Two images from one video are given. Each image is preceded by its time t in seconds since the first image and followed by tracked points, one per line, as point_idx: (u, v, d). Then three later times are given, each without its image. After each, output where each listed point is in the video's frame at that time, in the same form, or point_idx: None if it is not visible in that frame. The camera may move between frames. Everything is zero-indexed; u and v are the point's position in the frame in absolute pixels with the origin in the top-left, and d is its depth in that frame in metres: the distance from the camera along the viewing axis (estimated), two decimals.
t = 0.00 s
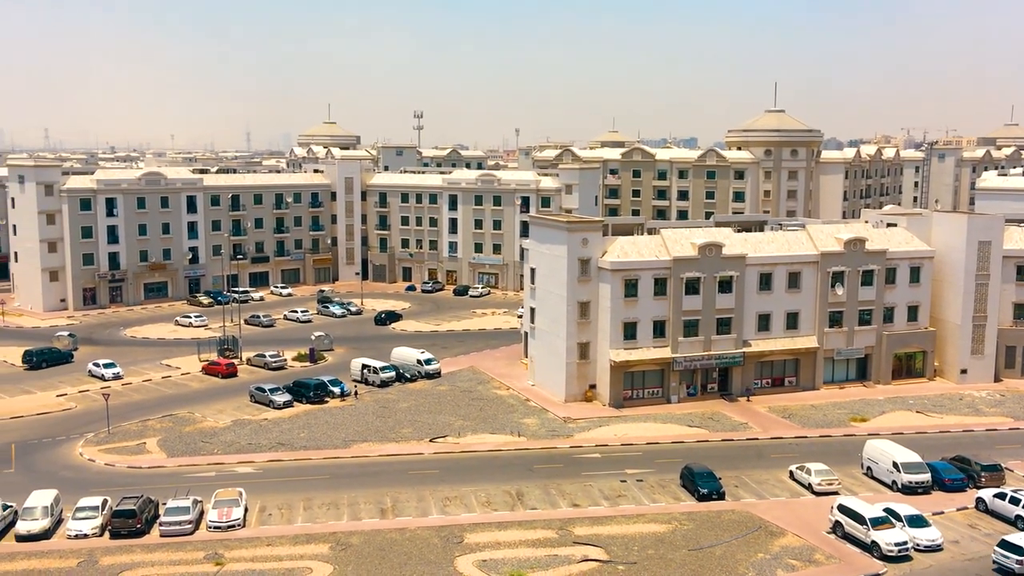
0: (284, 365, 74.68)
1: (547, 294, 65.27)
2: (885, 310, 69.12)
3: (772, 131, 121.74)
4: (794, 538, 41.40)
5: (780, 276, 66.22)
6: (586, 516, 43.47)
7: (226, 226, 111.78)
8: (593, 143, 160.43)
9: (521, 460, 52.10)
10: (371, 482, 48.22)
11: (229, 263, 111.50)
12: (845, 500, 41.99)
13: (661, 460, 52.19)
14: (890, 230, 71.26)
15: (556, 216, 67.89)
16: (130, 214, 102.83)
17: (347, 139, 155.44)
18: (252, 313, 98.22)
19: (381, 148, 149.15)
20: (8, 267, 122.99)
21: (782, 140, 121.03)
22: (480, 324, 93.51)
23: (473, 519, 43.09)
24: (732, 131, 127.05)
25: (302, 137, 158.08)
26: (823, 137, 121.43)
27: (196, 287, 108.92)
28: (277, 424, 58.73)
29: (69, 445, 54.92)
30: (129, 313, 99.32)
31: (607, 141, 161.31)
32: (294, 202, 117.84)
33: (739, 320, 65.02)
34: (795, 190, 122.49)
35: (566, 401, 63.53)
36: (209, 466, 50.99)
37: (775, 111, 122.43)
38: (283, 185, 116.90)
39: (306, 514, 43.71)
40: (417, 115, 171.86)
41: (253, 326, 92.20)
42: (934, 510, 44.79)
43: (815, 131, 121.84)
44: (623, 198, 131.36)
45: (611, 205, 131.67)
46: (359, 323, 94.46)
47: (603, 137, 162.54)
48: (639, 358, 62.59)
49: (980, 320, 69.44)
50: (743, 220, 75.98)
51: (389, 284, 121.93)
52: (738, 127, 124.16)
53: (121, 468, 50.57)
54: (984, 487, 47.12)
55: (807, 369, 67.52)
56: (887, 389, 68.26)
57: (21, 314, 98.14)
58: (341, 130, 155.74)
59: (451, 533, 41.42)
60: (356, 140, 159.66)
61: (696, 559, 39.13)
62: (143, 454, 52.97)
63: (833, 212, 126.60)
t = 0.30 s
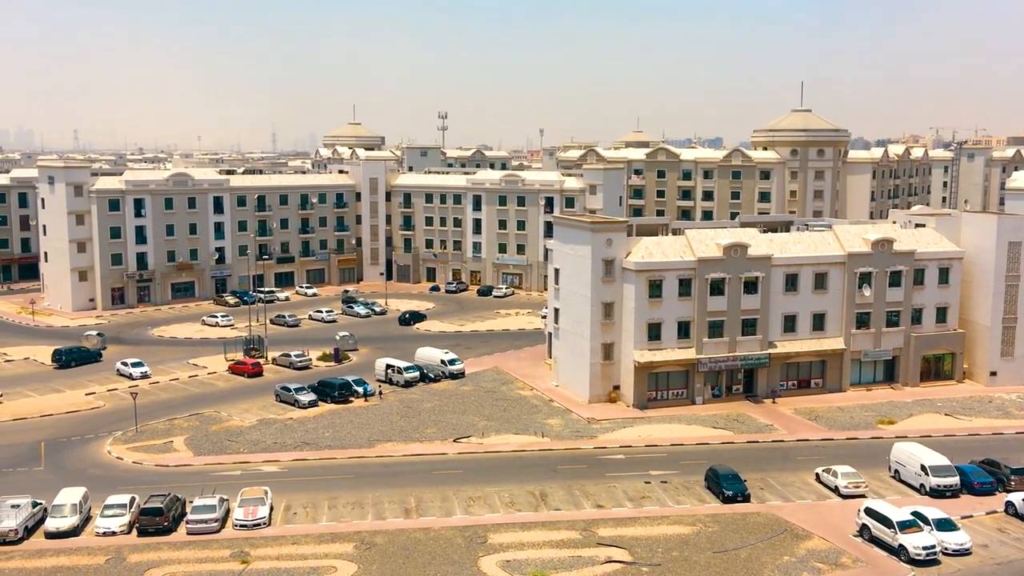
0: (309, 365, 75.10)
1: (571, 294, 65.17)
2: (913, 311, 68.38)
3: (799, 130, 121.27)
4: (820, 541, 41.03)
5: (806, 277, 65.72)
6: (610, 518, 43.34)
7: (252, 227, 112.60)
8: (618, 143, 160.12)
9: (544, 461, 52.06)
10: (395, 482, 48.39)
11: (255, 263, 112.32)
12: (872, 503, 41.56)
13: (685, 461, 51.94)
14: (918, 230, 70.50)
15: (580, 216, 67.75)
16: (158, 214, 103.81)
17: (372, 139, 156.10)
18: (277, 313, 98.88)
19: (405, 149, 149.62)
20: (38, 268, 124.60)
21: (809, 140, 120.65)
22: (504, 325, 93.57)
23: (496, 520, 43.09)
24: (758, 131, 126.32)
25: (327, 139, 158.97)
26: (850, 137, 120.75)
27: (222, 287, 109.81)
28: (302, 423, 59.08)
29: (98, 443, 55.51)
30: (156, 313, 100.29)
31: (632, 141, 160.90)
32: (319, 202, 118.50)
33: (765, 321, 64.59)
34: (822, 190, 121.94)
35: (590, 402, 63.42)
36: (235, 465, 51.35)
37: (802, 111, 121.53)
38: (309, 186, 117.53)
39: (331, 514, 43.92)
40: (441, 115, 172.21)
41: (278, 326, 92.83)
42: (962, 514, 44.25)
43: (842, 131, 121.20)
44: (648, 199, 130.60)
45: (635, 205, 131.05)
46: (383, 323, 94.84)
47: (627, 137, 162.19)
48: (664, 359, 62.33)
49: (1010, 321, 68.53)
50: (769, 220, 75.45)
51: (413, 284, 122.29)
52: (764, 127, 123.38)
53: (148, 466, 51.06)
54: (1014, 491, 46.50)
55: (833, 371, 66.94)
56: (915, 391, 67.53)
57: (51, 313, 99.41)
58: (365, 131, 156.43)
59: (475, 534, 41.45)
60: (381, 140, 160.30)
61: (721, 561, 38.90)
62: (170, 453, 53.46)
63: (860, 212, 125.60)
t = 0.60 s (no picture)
0: (334, 365, 75.50)
1: (595, 295, 65.05)
2: (941, 313, 67.63)
3: (827, 131, 119.89)
4: (846, 544, 40.70)
5: (832, 279, 65.22)
6: (634, 519, 43.22)
7: (278, 228, 113.38)
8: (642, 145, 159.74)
9: (568, 462, 52.02)
10: (419, 482, 48.52)
11: (281, 264, 113.10)
12: (900, 507, 41.16)
13: (710, 463, 51.69)
14: (947, 232, 69.75)
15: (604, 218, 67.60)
16: (185, 215, 104.79)
17: (396, 140, 156.70)
18: (303, 313, 99.48)
19: (430, 150, 150.02)
20: (68, 268, 126.16)
21: (837, 140, 119.37)
22: (527, 326, 93.58)
23: (520, 521, 43.11)
24: (785, 131, 125.35)
25: (352, 140, 159.73)
26: (879, 137, 119.54)
27: (248, 287, 110.69)
28: (327, 423, 59.40)
29: (126, 442, 56.12)
30: (183, 313, 101.23)
31: (656, 142, 160.39)
32: (344, 203, 119.11)
33: (791, 323, 64.14)
34: (849, 190, 120.81)
35: (614, 403, 63.28)
36: (261, 464, 51.73)
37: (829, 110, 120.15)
38: (334, 187, 118.16)
39: (355, 513, 44.12)
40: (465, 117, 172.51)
41: (304, 326, 93.40)
42: (991, 519, 43.73)
43: (870, 132, 119.97)
44: (672, 201, 130.65)
45: (659, 206, 130.91)
46: (408, 324, 95.15)
47: (652, 138, 161.69)
48: (688, 361, 62.04)
49: None
50: (795, 222, 74.93)
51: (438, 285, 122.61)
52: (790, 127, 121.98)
53: (175, 465, 51.56)
54: None
55: (860, 374, 66.33)
56: (944, 394, 66.75)
57: (80, 313, 100.65)
58: (390, 132, 157.05)
59: (499, 535, 41.48)
60: (405, 141, 160.85)
61: (746, 564, 38.70)
62: (197, 451, 53.94)
63: (888, 213, 124.40)
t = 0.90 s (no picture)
0: (356, 365, 75.78)
1: (617, 296, 64.89)
2: (968, 315, 66.91)
3: (851, 131, 119.12)
4: (871, 548, 40.35)
5: (857, 280, 64.69)
6: (656, 521, 43.05)
7: (301, 228, 113.99)
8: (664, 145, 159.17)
9: (590, 463, 51.94)
10: (441, 482, 48.59)
11: (304, 264, 113.74)
12: (925, 510, 40.76)
13: (733, 465, 51.44)
14: (974, 232, 69.01)
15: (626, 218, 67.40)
16: (210, 215, 105.56)
17: (419, 141, 157.12)
18: (325, 313, 99.94)
19: (452, 151, 150.25)
20: (94, 268, 127.44)
21: (862, 140, 118.46)
22: (549, 326, 93.51)
23: (542, 521, 43.07)
24: (809, 131, 124.46)
25: (374, 140, 160.23)
26: (904, 137, 118.58)
27: (272, 287, 111.38)
28: (349, 422, 59.64)
29: (151, 440, 56.60)
30: (207, 312, 102.03)
31: (679, 143, 159.78)
32: (366, 204, 119.56)
33: (814, 324, 63.68)
34: (874, 191, 119.73)
35: (635, 404, 63.09)
36: (283, 463, 52.02)
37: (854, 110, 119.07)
38: (356, 187, 118.61)
39: (377, 513, 44.26)
40: (487, 117, 172.71)
41: (326, 326, 93.83)
42: (1019, 523, 43.19)
43: (895, 131, 119.04)
44: (695, 201, 129.98)
45: (682, 207, 130.46)
46: (430, 324, 95.35)
47: (674, 138, 161.06)
48: (710, 362, 61.71)
49: None
50: (819, 222, 74.39)
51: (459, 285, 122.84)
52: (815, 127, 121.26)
53: (200, 463, 51.97)
54: None
55: (885, 376, 65.73)
56: (970, 397, 66.00)
57: (106, 312, 101.67)
58: (412, 133, 157.51)
59: (521, 535, 41.48)
60: (427, 142, 161.26)
61: (769, 567, 38.46)
62: (221, 450, 54.34)
63: (914, 214, 123.24)
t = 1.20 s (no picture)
0: (376, 364, 76.01)
1: (637, 296, 64.73)
2: (992, 315, 66.25)
3: (874, 130, 118.31)
4: (893, 550, 40.05)
5: (879, 280, 64.22)
6: (676, 521, 42.94)
7: (321, 228, 114.51)
8: (684, 144, 158.66)
9: (609, 463, 51.87)
10: (461, 481, 48.68)
11: (324, 263, 114.27)
12: (948, 512, 40.38)
13: (753, 466, 51.20)
14: (998, 232, 68.30)
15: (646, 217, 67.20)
16: (231, 215, 106.24)
17: (439, 140, 157.45)
18: (345, 312, 100.33)
19: (472, 150, 150.41)
20: (117, 267, 128.57)
21: (884, 138, 117.58)
22: (569, 326, 93.48)
23: (560, 521, 43.06)
24: (830, 130, 123.71)
25: (395, 140, 160.72)
26: (928, 135, 117.38)
27: (292, 286, 111.99)
28: (369, 421, 59.86)
29: (173, 437, 57.05)
30: (229, 311, 102.73)
31: (699, 142, 159.21)
32: (387, 203, 119.93)
33: (836, 324, 63.26)
34: (897, 190, 118.83)
35: (655, 404, 62.92)
36: (304, 461, 52.30)
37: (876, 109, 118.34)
38: (376, 187, 119.01)
39: (397, 511, 44.40)
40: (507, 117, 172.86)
41: (346, 325, 94.22)
42: None
43: (919, 130, 117.81)
44: (715, 200, 128.90)
45: (702, 206, 130.00)
46: (449, 323, 95.53)
47: (694, 138, 160.50)
48: (731, 363, 61.43)
49: None
50: (841, 222, 73.92)
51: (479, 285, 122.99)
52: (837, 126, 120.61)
53: (221, 461, 52.34)
54: None
55: (908, 377, 65.18)
56: (994, 398, 65.34)
57: (129, 310, 102.59)
58: (433, 132, 157.87)
59: (540, 534, 41.49)
60: (447, 142, 161.57)
61: (790, 568, 38.27)
62: (242, 448, 54.69)
63: (937, 213, 122.07)
